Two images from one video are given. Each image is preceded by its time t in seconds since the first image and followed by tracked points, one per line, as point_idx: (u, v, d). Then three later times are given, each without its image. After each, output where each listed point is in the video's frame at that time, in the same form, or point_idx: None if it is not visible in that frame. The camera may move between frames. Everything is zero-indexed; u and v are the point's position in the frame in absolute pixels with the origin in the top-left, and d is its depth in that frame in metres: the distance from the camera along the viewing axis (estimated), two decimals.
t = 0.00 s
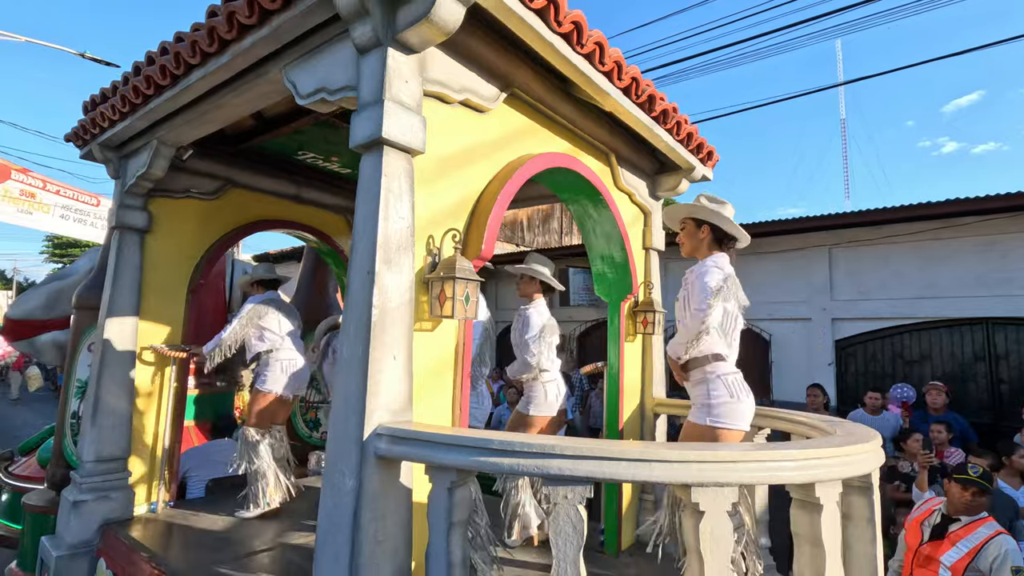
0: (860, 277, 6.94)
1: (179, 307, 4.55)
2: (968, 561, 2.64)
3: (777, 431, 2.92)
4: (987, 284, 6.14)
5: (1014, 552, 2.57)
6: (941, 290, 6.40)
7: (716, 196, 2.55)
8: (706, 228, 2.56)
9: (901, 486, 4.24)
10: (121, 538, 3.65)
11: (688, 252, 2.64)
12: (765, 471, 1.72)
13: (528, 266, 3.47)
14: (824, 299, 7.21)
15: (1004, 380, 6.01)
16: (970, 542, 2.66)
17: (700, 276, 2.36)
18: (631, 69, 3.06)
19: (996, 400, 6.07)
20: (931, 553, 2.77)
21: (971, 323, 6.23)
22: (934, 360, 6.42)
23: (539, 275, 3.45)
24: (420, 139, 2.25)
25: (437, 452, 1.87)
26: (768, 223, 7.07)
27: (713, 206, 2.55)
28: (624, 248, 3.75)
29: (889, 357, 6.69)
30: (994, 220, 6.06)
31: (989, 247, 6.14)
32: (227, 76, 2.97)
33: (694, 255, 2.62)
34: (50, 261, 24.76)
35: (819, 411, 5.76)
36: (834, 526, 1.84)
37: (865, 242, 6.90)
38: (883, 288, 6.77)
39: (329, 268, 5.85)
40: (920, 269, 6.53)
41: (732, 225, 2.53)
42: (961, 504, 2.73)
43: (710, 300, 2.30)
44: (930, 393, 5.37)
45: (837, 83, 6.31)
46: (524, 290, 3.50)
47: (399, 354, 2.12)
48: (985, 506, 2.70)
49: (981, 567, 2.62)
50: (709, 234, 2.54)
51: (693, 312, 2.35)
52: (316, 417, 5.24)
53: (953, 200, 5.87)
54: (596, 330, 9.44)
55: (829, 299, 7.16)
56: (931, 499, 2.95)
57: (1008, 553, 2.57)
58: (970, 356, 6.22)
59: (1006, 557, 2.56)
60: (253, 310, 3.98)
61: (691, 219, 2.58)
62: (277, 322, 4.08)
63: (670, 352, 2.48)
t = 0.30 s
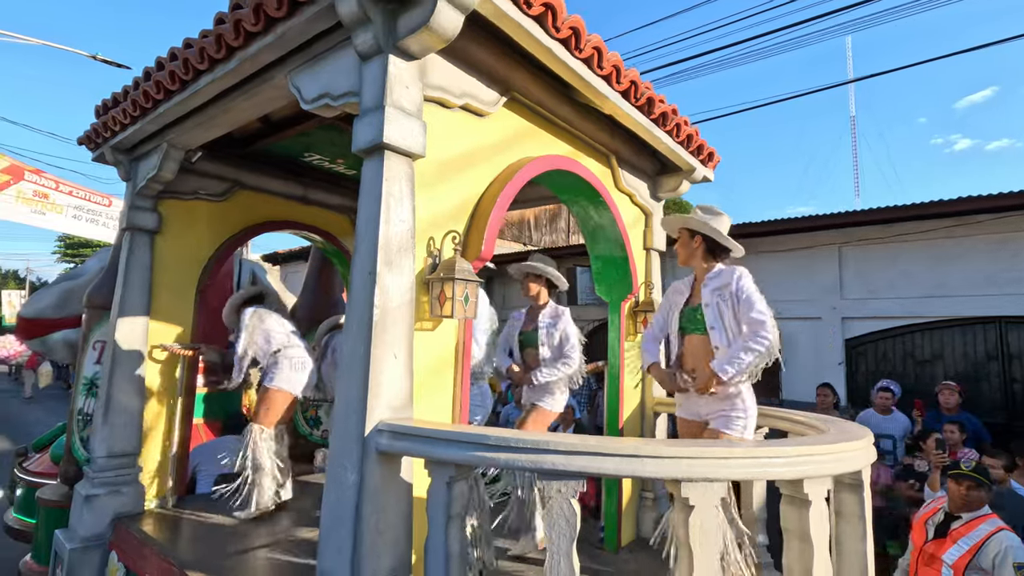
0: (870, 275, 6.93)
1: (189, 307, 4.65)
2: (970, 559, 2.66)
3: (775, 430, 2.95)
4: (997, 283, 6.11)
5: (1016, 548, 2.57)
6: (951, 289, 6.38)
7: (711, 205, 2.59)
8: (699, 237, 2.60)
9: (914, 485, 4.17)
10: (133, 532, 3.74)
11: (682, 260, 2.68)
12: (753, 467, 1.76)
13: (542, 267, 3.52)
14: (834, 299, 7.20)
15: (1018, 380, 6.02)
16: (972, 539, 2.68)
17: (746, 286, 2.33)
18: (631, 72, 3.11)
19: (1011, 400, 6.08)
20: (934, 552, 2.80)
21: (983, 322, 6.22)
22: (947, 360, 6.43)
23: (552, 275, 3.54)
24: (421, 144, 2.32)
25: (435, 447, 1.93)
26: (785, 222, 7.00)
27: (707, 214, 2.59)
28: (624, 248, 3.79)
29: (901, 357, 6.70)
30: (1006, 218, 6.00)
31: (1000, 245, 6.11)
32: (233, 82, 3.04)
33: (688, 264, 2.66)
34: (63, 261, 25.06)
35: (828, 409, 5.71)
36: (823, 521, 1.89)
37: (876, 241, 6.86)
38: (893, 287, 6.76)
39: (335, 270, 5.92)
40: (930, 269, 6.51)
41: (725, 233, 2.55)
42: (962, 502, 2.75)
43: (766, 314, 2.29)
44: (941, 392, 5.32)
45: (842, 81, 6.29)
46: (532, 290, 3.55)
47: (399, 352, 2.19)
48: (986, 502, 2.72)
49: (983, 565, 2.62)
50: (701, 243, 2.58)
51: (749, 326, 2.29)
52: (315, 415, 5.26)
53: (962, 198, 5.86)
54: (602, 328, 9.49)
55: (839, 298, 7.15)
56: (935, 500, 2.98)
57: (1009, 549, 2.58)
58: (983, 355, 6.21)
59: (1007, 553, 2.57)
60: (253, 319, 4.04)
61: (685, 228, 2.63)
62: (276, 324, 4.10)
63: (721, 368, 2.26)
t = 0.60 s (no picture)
0: (883, 273, 6.93)
1: (200, 306, 4.75)
2: (948, 549, 2.72)
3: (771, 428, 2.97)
4: (1014, 281, 6.10)
5: (993, 538, 2.61)
6: (968, 288, 6.37)
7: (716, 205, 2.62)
8: (700, 237, 2.63)
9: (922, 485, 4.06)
10: (145, 525, 3.84)
11: (683, 258, 2.72)
12: (743, 462, 1.82)
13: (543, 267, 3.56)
14: (845, 297, 7.20)
15: None
16: (952, 530, 2.74)
17: (742, 298, 2.34)
18: (631, 76, 3.18)
19: None
20: (921, 545, 2.86)
21: (998, 320, 6.22)
22: (959, 358, 6.44)
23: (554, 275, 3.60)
24: (425, 147, 2.39)
25: (436, 440, 2.00)
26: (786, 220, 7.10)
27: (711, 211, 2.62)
28: (626, 249, 3.84)
29: (914, 355, 6.70)
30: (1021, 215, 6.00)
31: (1016, 243, 6.11)
32: (244, 87, 3.14)
33: (690, 263, 2.70)
34: (77, 259, 25.36)
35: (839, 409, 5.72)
36: (812, 514, 1.94)
37: (888, 238, 6.87)
38: (907, 285, 6.76)
39: (343, 272, 6.00)
40: (945, 266, 6.52)
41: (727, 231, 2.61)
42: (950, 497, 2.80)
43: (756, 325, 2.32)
44: (955, 392, 5.30)
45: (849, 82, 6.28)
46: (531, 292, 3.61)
47: (402, 349, 2.26)
48: (968, 494, 2.77)
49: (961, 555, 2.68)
50: (702, 243, 2.61)
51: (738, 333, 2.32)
52: (317, 413, 5.34)
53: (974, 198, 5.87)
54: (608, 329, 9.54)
55: (850, 295, 7.15)
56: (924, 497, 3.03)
57: (985, 539, 2.62)
58: (997, 354, 6.21)
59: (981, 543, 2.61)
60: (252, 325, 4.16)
61: (688, 227, 2.67)
62: (274, 326, 4.18)
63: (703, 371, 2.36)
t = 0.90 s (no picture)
0: (895, 270, 6.91)
1: (207, 305, 4.84)
2: (930, 535, 2.98)
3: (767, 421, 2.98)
4: None
5: (968, 524, 2.84)
6: (985, 286, 6.30)
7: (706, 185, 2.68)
8: (691, 219, 2.66)
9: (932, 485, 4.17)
10: (157, 519, 3.95)
11: (679, 245, 2.74)
12: (729, 456, 1.85)
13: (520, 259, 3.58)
14: (860, 295, 7.16)
15: None
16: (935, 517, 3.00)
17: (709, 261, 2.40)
18: (625, 74, 3.20)
19: None
20: (907, 534, 3.15)
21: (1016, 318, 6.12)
22: (977, 356, 6.32)
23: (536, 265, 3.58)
24: (418, 149, 2.43)
25: (429, 436, 2.05)
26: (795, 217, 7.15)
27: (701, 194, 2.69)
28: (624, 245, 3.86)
29: (929, 353, 6.62)
30: None
31: None
32: (245, 91, 3.20)
33: (686, 248, 2.72)
34: (94, 259, 25.77)
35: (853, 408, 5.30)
36: (797, 509, 1.97)
37: (900, 236, 6.87)
38: (922, 283, 6.71)
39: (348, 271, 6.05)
40: (962, 263, 6.45)
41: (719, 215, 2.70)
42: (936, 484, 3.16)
43: (717, 290, 2.34)
44: (972, 391, 5.27)
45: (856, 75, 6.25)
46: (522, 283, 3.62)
47: (397, 347, 2.31)
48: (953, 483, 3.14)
49: (941, 540, 2.93)
50: (694, 225, 2.64)
51: (697, 299, 2.36)
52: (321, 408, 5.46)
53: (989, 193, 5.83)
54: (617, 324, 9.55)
55: (865, 294, 7.11)
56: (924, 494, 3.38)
57: (960, 523, 2.86)
58: (1016, 353, 6.09)
59: (955, 525, 2.87)
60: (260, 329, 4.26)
61: (678, 211, 2.69)
62: (279, 326, 4.26)
63: (670, 339, 2.45)
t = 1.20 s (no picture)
0: (913, 268, 6.85)
1: (221, 303, 4.96)
2: (918, 528, 3.07)
3: (771, 420, 3.09)
4: None
5: (955, 517, 2.91)
6: (1005, 283, 6.23)
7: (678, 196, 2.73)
8: (679, 235, 2.73)
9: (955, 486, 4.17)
10: (173, 510, 4.06)
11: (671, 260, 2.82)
12: (724, 451, 1.89)
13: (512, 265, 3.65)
14: (875, 292, 7.12)
15: None
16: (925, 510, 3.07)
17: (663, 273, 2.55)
18: (629, 76, 3.24)
19: None
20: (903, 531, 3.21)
21: None
22: (996, 354, 6.26)
23: (523, 272, 3.62)
24: (425, 150, 2.50)
25: (433, 429, 2.12)
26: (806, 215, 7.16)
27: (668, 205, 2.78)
28: (628, 245, 3.89)
29: (946, 351, 6.57)
30: None
31: None
32: (259, 94, 3.29)
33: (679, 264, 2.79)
34: (112, 257, 26.23)
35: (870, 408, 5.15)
36: (793, 504, 2.01)
37: (921, 232, 6.77)
38: (940, 281, 6.65)
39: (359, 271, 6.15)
40: (981, 261, 6.38)
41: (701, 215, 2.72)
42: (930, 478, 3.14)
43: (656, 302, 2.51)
44: (990, 388, 5.18)
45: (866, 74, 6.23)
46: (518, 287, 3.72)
47: (404, 343, 2.38)
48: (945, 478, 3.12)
49: (931, 533, 3.00)
50: (683, 238, 2.72)
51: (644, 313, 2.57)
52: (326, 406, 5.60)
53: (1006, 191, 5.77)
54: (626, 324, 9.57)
55: (880, 291, 7.07)
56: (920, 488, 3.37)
57: (947, 517, 2.93)
58: None
59: (941, 519, 2.95)
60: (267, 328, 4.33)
61: (662, 231, 2.77)
62: (286, 325, 4.33)
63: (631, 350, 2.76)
